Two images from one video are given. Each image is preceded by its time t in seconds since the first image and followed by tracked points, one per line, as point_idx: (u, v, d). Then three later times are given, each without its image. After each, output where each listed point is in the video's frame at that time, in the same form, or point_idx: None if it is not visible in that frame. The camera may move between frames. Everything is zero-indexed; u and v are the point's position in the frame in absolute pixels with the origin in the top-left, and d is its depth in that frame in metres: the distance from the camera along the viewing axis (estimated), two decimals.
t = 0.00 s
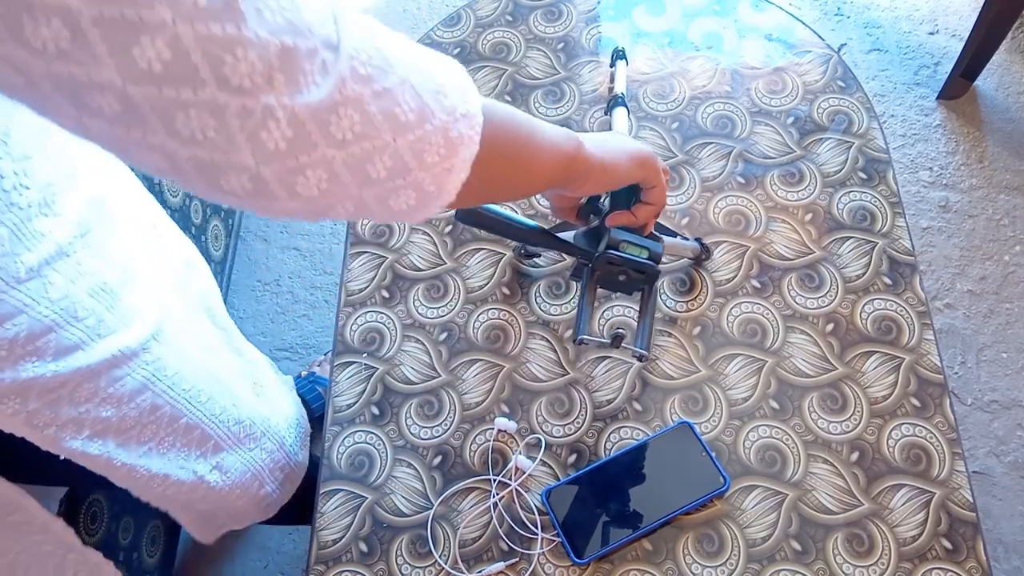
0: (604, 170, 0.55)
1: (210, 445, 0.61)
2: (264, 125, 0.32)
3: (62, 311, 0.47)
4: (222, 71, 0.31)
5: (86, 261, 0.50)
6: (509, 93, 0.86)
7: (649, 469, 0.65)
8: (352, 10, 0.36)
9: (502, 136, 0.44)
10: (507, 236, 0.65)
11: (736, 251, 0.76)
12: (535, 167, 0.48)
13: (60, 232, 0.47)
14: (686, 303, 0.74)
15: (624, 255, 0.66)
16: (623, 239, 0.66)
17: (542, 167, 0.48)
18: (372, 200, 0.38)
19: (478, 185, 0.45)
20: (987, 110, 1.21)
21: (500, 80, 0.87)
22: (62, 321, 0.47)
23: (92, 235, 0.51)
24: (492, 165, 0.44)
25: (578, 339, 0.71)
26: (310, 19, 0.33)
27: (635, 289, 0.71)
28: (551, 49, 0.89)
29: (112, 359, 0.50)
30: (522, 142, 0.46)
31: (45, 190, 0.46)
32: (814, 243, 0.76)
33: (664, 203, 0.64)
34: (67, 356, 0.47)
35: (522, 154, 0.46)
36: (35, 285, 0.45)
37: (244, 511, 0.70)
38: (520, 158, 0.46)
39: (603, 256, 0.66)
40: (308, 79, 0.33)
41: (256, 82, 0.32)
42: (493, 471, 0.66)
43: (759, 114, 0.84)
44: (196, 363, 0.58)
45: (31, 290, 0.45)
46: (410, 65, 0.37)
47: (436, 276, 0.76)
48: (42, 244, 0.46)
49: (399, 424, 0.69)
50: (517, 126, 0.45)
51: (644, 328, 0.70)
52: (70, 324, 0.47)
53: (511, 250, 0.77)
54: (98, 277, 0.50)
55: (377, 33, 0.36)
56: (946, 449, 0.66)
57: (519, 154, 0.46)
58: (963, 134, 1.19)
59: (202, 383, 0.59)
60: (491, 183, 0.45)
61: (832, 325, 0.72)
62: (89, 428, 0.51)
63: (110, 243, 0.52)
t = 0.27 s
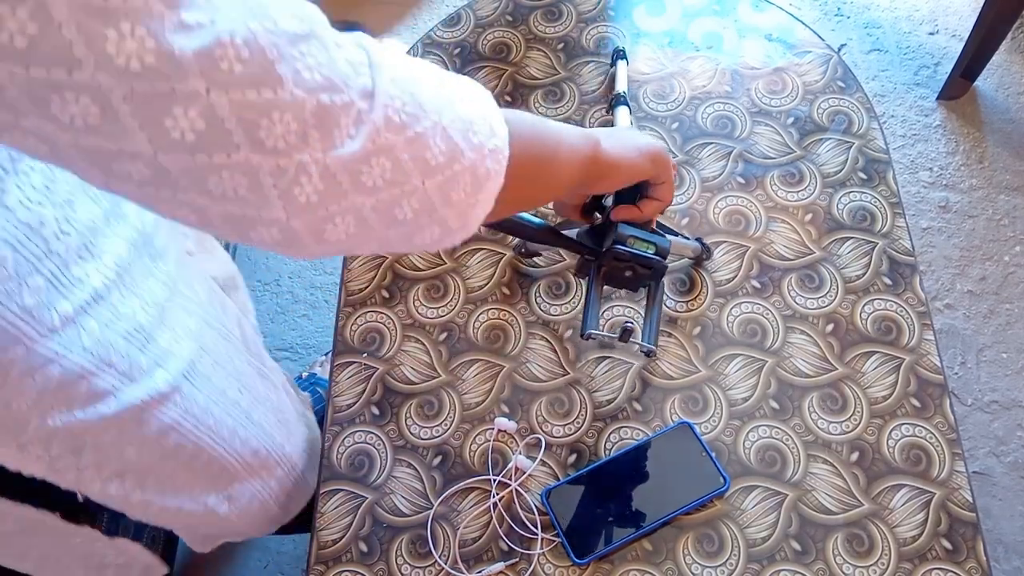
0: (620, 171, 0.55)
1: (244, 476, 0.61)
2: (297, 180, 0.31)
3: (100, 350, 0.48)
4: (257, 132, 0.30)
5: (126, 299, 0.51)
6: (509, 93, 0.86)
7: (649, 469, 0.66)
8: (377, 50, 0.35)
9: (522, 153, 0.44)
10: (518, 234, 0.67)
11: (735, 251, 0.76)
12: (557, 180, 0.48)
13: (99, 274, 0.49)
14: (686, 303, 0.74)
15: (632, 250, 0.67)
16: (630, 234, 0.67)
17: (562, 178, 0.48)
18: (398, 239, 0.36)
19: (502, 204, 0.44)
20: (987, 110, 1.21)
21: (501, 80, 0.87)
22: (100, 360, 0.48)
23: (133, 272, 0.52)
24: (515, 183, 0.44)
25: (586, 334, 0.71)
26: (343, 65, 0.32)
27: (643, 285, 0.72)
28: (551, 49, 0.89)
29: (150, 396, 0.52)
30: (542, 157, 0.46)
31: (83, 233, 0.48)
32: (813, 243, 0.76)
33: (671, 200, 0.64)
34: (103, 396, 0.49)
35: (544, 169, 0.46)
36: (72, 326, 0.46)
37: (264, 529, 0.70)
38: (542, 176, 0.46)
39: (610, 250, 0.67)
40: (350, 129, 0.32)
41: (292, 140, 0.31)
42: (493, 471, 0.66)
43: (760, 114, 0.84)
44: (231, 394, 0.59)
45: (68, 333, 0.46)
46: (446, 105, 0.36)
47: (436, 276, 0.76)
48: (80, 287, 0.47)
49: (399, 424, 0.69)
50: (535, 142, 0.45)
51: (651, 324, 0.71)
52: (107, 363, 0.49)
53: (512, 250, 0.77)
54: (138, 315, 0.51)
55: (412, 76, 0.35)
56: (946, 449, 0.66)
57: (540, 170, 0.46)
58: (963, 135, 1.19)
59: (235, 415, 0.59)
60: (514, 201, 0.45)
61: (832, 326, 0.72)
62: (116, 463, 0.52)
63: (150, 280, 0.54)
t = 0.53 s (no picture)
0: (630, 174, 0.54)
1: (253, 519, 0.62)
2: (310, 272, 0.30)
3: (125, 431, 0.48)
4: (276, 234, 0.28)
5: (162, 376, 0.50)
6: (509, 92, 0.86)
7: (650, 468, 0.66)
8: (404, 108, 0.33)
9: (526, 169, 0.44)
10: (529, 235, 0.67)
11: (735, 251, 0.76)
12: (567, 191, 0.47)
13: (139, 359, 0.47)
14: (686, 304, 0.74)
15: (639, 246, 0.69)
16: (637, 230, 0.68)
17: (573, 189, 0.48)
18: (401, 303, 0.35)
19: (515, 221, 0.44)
20: (987, 110, 1.21)
21: (501, 80, 0.87)
22: (124, 440, 0.48)
23: (174, 351, 0.50)
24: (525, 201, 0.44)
25: (592, 329, 0.72)
26: (368, 138, 0.30)
27: (647, 283, 0.74)
28: (551, 49, 0.89)
29: (169, 466, 0.52)
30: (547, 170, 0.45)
31: (136, 323, 0.46)
32: (813, 243, 0.76)
33: (678, 200, 0.64)
34: (122, 473, 0.49)
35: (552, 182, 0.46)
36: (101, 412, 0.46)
37: (262, 568, 0.70)
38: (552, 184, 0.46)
39: (617, 246, 0.68)
40: (366, 210, 0.30)
41: (311, 240, 0.29)
42: (493, 471, 0.66)
43: (760, 115, 0.84)
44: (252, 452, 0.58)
45: (97, 420, 0.46)
46: (473, 161, 0.34)
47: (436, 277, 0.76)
48: (117, 371, 0.46)
49: (399, 424, 0.69)
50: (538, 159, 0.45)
51: (658, 317, 0.72)
52: (129, 445, 0.48)
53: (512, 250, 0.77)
54: (171, 391, 0.50)
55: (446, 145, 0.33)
56: (946, 449, 0.66)
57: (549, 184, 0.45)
58: (963, 135, 1.19)
59: (250, 472, 0.59)
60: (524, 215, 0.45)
61: (832, 325, 0.72)
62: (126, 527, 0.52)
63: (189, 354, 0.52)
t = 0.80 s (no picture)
0: (624, 180, 0.55)
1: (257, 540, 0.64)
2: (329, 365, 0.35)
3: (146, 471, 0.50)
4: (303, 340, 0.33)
5: (182, 417, 0.52)
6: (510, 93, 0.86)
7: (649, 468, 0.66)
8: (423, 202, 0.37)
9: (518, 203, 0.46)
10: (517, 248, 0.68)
11: (735, 251, 0.76)
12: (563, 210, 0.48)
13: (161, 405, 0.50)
14: (686, 303, 0.74)
15: (625, 255, 0.70)
16: (624, 238, 0.70)
17: (569, 207, 0.49)
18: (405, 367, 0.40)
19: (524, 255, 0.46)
20: (986, 110, 1.21)
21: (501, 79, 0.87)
22: (142, 480, 0.50)
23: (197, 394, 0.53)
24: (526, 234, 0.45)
25: (578, 338, 0.72)
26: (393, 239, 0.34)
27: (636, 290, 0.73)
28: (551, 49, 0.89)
29: (183, 502, 0.54)
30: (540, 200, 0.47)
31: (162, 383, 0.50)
32: (813, 243, 0.76)
33: (665, 208, 0.63)
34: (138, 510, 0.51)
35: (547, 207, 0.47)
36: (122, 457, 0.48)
37: None
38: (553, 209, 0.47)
39: (602, 255, 0.69)
40: (393, 309, 0.35)
41: (337, 342, 0.34)
42: (493, 471, 0.66)
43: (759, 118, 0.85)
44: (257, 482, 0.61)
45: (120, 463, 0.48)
46: (484, 248, 0.39)
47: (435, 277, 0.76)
48: (141, 415, 0.48)
49: (399, 424, 0.69)
50: (527, 190, 0.47)
51: (644, 325, 0.72)
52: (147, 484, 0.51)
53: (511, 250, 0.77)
54: (188, 430, 0.53)
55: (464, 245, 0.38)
56: (947, 448, 0.66)
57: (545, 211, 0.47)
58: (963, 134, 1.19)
59: (258, 504, 0.62)
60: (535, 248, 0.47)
61: (833, 325, 0.72)
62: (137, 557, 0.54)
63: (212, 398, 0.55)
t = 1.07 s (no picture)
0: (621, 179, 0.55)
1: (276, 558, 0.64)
2: (364, 397, 0.40)
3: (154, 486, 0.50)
4: (344, 376, 0.38)
5: (188, 432, 0.52)
6: (510, 94, 0.87)
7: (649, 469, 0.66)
8: (450, 232, 0.42)
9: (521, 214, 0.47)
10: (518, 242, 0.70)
11: (736, 251, 0.76)
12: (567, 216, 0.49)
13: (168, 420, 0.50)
14: (686, 304, 0.74)
15: (629, 248, 0.70)
16: (627, 234, 0.70)
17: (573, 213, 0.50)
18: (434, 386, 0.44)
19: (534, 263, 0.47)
20: (986, 110, 1.21)
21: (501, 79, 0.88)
22: (152, 495, 0.50)
23: (203, 408, 0.53)
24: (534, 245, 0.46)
25: (583, 333, 0.72)
26: (427, 268, 0.39)
27: (640, 284, 0.74)
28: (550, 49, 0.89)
29: (190, 516, 0.54)
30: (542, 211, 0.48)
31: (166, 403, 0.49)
32: (814, 243, 0.76)
33: (669, 203, 0.63)
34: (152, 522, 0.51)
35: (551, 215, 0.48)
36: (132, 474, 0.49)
37: None
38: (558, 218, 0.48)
39: (607, 249, 0.69)
40: (427, 341, 0.41)
41: (376, 373, 0.39)
42: (493, 471, 0.66)
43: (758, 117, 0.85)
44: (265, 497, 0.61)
45: (133, 477, 0.49)
46: (503, 270, 0.44)
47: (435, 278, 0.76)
48: (151, 431, 0.49)
49: (399, 424, 0.69)
50: (532, 202, 0.48)
51: (650, 319, 0.72)
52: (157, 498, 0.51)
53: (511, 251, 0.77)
54: (195, 445, 0.53)
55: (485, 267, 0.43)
56: (947, 449, 0.66)
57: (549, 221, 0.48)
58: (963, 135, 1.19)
59: (267, 517, 0.61)
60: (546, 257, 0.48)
61: (833, 325, 0.72)
62: None
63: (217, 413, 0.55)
